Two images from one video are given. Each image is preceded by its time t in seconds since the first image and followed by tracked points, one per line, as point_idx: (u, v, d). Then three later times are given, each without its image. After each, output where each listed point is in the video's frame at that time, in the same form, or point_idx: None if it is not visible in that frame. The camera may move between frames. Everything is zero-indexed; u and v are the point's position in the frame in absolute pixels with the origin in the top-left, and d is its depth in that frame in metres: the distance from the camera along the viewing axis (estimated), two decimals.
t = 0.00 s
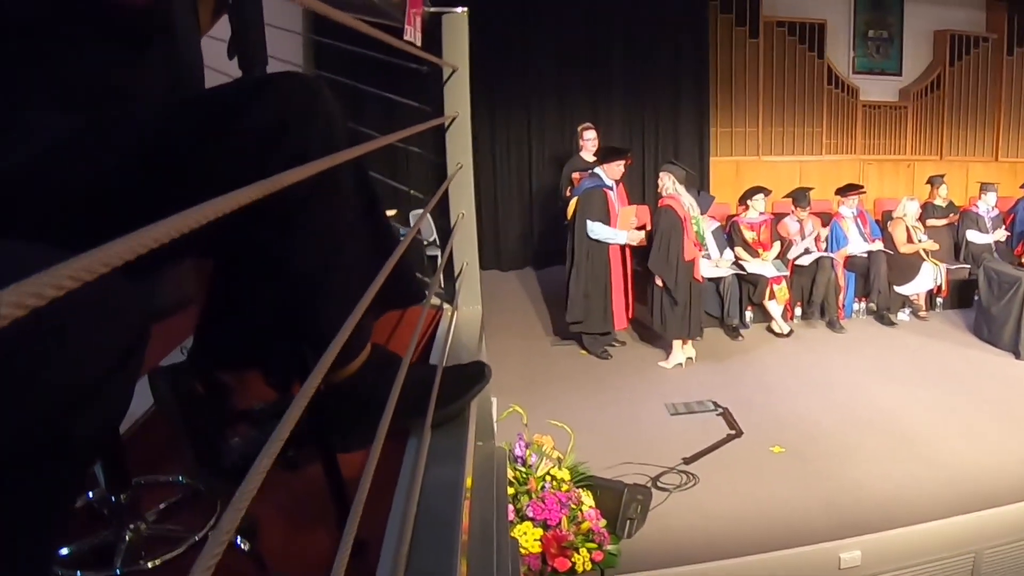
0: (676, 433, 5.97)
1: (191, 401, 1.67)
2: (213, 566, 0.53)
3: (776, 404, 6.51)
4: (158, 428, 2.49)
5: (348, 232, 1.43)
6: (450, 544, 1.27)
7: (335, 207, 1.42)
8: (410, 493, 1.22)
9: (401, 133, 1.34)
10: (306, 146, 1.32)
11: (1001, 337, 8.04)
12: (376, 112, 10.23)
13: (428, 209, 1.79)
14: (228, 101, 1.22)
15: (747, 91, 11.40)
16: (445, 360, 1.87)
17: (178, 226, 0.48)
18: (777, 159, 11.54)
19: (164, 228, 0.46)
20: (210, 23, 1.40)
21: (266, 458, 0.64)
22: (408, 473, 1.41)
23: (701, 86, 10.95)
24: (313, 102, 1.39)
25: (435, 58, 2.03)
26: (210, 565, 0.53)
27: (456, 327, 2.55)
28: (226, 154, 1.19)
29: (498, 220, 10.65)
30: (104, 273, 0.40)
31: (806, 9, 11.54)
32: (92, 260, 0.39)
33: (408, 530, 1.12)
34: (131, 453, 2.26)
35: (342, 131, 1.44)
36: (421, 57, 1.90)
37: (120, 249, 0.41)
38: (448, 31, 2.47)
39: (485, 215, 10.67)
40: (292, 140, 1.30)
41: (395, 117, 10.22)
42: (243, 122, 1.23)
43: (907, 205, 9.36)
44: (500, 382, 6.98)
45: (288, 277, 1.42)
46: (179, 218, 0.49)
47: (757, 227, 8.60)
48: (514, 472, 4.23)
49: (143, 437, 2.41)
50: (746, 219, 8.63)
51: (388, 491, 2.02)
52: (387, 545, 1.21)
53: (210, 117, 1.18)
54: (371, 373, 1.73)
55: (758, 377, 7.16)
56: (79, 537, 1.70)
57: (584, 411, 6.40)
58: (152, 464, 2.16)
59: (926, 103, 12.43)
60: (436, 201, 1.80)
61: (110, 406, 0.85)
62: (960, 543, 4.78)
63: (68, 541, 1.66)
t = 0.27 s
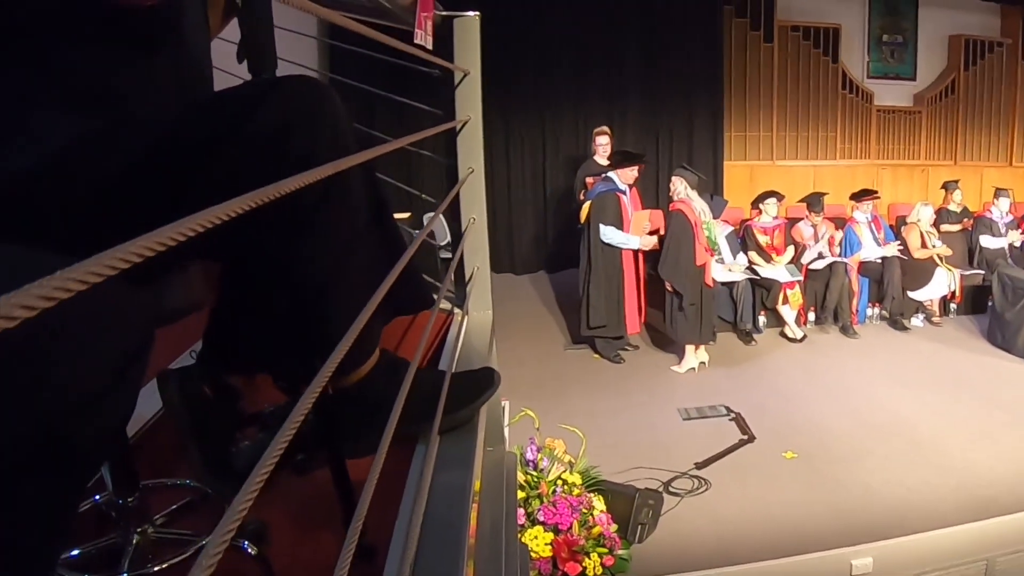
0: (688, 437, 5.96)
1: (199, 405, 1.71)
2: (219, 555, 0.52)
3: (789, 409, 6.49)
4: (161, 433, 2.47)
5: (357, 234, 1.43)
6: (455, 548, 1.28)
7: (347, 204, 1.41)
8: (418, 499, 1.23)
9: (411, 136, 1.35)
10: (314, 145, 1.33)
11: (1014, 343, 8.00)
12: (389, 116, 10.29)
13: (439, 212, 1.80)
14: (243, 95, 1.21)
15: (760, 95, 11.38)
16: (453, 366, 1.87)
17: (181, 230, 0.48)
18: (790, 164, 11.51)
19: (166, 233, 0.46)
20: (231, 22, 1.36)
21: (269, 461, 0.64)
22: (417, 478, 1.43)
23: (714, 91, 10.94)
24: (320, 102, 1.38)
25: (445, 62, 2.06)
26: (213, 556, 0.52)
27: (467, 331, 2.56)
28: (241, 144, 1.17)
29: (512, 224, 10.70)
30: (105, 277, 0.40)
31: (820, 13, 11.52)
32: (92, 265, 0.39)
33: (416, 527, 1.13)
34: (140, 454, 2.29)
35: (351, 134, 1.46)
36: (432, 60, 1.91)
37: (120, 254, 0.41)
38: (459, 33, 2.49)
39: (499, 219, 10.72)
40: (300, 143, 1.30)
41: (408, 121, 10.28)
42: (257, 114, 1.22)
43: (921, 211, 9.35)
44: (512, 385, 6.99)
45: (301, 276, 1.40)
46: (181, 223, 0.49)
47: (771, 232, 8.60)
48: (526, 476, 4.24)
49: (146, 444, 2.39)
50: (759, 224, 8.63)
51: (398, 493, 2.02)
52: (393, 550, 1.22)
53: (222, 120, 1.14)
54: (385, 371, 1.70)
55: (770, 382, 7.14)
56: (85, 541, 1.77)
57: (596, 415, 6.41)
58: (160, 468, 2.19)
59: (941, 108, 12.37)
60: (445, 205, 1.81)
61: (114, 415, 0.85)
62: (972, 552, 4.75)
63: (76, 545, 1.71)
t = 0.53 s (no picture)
0: (696, 442, 5.95)
1: (202, 406, 1.69)
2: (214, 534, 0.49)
3: (798, 415, 6.46)
4: (163, 433, 2.43)
5: (358, 234, 1.43)
6: (455, 550, 1.28)
7: (347, 201, 1.40)
8: (417, 503, 1.22)
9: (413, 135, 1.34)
10: (314, 144, 1.35)
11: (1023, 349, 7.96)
12: (397, 119, 10.33)
13: (442, 213, 1.79)
14: (245, 95, 1.22)
15: (769, 99, 11.36)
16: (455, 369, 1.88)
17: (185, 210, 0.46)
18: (800, 168, 11.48)
19: (171, 212, 0.44)
20: (235, 22, 1.39)
21: (270, 434, 0.61)
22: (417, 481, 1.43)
23: (723, 95, 10.94)
24: (323, 102, 1.41)
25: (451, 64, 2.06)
26: (211, 525, 0.49)
27: (472, 333, 2.57)
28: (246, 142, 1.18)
29: (521, 227, 10.72)
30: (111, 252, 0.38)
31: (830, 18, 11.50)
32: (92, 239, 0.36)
33: (414, 530, 1.13)
34: (144, 453, 2.27)
35: (350, 134, 1.48)
36: (438, 61, 1.90)
37: (124, 230, 0.39)
38: (465, 36, 2.50)
39: (508, 222, 10.74)
40: (302, 141, 1.32)
41: (417, 124, 10.32)
42: (257, 116, 1.24)
43: (931, 215, 9.30)
44: (520, 389, 7.00)
45: (302, 275, 1.38)
46: (186, 202, 0.46)
47: (780, 236, 8.57)
48: (533, 480, 4.26)
49: (150, 444, 2.34)
50: (768, 228, 8.60)
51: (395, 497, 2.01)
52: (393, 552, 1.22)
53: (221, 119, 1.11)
54: (384, 374, 1.69)
55: (778, 387, 7.12)
56: (87, 540, 1.78)
57: (604, 419, 6.41)
58: (161, 466, 2.17)
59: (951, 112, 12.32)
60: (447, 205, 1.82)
61: (112, 409, 0.84)
62: (980, 559, 4.73)
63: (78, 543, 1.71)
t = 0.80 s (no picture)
0: (704, 446, 5.94)
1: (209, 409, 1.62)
2: (206, 511, 0.52)
3: (805, 418, 6.45)
4: (171, 437, 2.35)
5: (361, 234, 1.44)
6: (455, 552, 1.29)
7: (349, 203, 1.41)
8: (417, 505, 1.24)
9: (415, 136, 1.36)
10: (317, 143, 1.34)
11: None
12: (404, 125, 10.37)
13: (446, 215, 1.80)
14: (245, 97, 1.19)
15: (775, 103, 11.36)
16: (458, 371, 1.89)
17: (179, 198, 0.48)
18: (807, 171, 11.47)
19: (161, 200, 0.46)
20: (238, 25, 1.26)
21: (264, 424, 0.63)
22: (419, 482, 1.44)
23: (729, 99, 10.95)
24: (325, 102, 1.39)
25: (454, 66, 2.08)
26: (199, 516, 0.50)
27: (477, 335, 2.59)
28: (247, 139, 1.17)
29: (528, 231, 10.74)
30: (106, 233, 0.41)
31: (835, 21, 11.49)
32: (87, 221, 0.39)
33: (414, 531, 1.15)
34: (153, 456, 2.19)
35: (354, 135, 1.49)
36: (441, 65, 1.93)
37: (116, 213, 0.41)
38: (469, 37, 2.52)
39: (515, 227, 10.76)
40: (305, 140, 1.30)
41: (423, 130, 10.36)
42: (257, 117, 1.20)
43: (938, 218, 9.28)
44: (527, 393, 7.00)
45: (303, 276, 1.39)
46: (180, 191, 0.49)
47: (786, 239, 8.56)
48: (541, 483, 4.27)
49: (157, 447, 2.26)
50: (774, 231, 8.60)
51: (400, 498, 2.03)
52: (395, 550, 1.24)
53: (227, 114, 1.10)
54: (387, 376, 1.71)
55: (785, 390, 7.10)
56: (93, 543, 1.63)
57: (612, 423, 6.41)
58: (169, 469, 2.10)
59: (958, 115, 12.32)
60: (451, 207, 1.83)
61: (111, 410, 0.77)
62: (989, 561, 4.71)
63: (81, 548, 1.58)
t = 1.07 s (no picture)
0: (708, 446, 5.93)
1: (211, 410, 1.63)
2: (203, 509, 0.53)
3: (810, 418, 6.44)
4: (175, 437, 2.35)
5: (363, 234, 1.44)
6: (459, 553, 1.29)
7: (352, 203, 1.42)
8: (418, 508, 1.24)
9: (417, 135, 1.37)
10: (319, 142, 1.34)
11: None
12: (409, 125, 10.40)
13: (449, 213, 1.80)
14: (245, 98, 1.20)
15: (779, 102, 11.35)
16: (461, 370, 1.90)
17: (177, 196, 0.49)
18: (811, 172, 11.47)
19: (159, 197, 0.46)
20: (239, 26, 1.27)
21: (264, 422, 0.63)
22: (421, 484, 1.44)
23: (733, 99, 10.93)
24: (326, 101, 1.39)
25: (457, 65, 2.08)
26: (194, 516, 0.51)
27: (480, 335, 2.59)
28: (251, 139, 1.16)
29: (532, 231, 10.75)
30: (103, 229, 0.41)
31: (839, 22, 11.49)
32: (81, 219, 0.39)
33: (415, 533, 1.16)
34: (155, 457, 2.20)
35: (356, 135, 1.50)
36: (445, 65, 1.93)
37: (112, 211, 0.41)
38: (472, 37, 2.53)
39: (520, 227, 10.76)
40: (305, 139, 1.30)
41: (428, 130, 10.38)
42: (258, 118, 1.21)
43: (942, 217, 9.25)
44: (532, 394, 7.01)
45: (304, 277, 1.40)
46: (179, 188, 0.49)
47: (791, 239, 8.55)
48: (545, 484, 4.27)
49: (160, 448, 2.27)
50: (779, 231, 8.58)
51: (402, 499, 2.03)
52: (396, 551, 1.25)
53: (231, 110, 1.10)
54: (389, 377, 1.71)
55: (790, 391, 7.09)
56: (97, 543, 1.64)
57: (616, 423, 6.41)
58: (173, 471, 2.10)
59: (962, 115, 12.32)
60: (454, 205, 1.83)
61: (113, 407, 0.78)
62: (995, 561, 4.69)
63: (85, 548, 1.60)
